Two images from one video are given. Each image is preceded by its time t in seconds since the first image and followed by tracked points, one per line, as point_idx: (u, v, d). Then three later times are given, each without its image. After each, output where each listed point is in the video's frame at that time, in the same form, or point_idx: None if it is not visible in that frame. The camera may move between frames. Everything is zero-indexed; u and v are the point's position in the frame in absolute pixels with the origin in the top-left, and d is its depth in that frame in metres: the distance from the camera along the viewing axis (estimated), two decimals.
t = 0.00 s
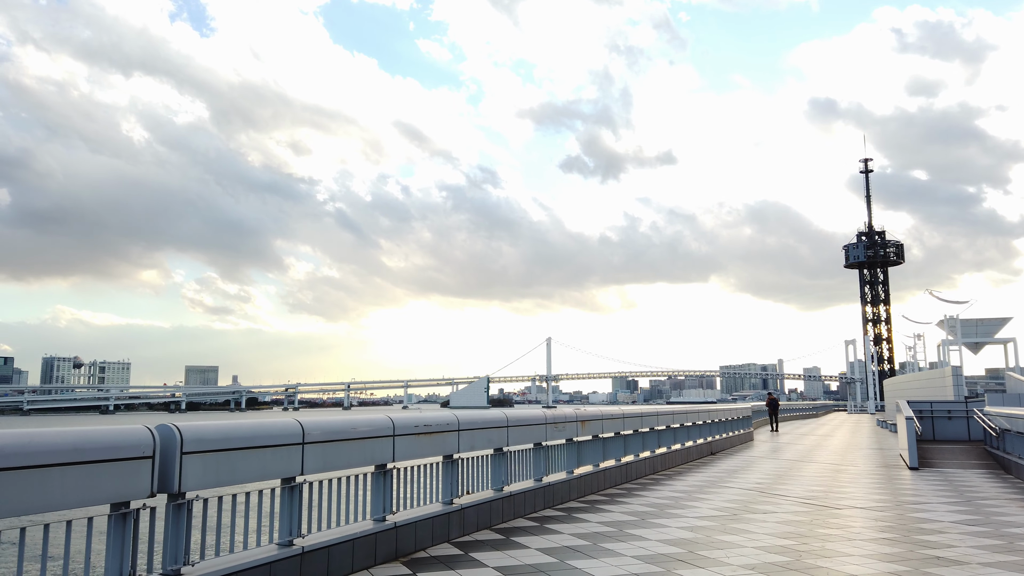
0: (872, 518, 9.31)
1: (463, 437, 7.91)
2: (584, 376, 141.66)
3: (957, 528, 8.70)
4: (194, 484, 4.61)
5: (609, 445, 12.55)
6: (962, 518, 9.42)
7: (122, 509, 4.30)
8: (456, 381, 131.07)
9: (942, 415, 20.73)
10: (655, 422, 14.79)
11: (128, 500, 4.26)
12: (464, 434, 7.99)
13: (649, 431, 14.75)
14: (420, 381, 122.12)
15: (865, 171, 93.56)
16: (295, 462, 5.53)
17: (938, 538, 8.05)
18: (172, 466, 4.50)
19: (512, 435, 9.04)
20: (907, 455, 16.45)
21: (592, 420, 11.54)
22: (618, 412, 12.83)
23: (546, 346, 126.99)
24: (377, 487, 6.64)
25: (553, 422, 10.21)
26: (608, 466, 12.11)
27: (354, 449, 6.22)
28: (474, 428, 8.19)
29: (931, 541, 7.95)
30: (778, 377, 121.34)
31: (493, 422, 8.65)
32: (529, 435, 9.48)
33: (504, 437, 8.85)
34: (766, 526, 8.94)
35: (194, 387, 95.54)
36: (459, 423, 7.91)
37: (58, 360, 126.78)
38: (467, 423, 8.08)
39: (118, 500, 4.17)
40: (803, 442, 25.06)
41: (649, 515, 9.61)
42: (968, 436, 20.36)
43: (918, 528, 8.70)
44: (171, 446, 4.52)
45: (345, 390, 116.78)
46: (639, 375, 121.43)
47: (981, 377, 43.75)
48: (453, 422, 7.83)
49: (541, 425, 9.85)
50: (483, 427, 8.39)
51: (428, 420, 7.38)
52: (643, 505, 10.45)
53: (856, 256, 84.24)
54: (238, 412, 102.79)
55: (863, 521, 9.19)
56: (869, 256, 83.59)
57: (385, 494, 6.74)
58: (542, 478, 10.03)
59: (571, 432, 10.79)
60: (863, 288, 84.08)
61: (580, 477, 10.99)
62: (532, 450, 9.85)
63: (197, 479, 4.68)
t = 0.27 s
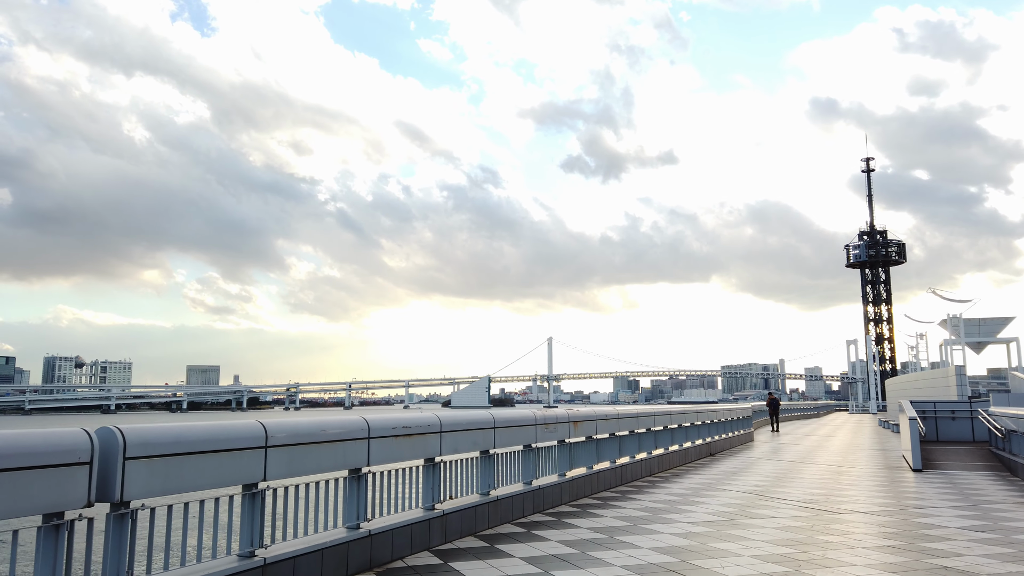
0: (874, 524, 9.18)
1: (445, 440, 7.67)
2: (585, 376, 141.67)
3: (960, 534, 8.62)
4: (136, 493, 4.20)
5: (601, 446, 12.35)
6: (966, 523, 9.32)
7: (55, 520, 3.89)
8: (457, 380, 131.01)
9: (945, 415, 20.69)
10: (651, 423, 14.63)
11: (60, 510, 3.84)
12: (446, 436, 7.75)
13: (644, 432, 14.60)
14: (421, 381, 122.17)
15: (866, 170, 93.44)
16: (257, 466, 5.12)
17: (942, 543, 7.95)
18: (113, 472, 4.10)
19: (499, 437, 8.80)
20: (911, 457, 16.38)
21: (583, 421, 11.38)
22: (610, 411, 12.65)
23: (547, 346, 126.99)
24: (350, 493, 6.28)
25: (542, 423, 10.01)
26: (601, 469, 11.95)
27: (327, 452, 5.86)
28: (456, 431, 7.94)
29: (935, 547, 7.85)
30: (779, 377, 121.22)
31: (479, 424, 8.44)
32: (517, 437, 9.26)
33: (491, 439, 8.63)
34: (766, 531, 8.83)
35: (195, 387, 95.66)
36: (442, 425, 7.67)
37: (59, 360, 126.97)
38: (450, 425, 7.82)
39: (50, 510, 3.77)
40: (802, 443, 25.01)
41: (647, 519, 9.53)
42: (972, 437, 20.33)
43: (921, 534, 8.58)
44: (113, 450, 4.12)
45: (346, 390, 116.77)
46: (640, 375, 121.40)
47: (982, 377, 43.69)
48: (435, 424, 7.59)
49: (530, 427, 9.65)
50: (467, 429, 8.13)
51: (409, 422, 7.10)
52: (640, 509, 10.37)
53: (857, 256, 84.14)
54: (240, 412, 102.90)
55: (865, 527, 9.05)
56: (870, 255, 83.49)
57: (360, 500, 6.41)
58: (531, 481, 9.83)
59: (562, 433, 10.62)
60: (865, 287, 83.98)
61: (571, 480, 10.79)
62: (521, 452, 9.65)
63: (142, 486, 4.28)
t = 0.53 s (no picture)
0: (873, 527, 9.08)
1: (423, 440, 7.25)
2: (586, 376, 141.68)
3: (960, 536, 8.58)
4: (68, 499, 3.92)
5: (594, 446, 12.04)
6: (968, 527, 9.25)
7: None
8: (457, 380, 130.92)
9: (948, 415, 20.66)
10: (646, 423, 14.37)
11: None
12: (426, 436, 7.33)
13: (640, 431, 14.33)
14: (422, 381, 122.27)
15: (868, 169, 93.28)
16: (211, 468, 4.83)
17: (944, 547, 7.89)
18: (43, 473, 3.81)
19: (484, 437, 8.44)
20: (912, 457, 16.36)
21: (575, 420, 11.07)
22: (604, 409, 12.36)
23: (549, 345, 127.02)
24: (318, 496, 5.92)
25: (531, 422, 9.67)
26: (594, 470, 11.67)
27: (291, 454, 5.51)
28: (438, 430, 7.56)
29: (933, 550, 7.73)
30: (781, 377, 121.20)
31: (462, 423, 8.01)
32: (504, 436, 8.91)
33: (475, 439, 8.23)
34: (764, 532, 8.78)
35: (197, 386, 95.84)
36: (420, 424, 7.23)
37: (61, 359, 127.18)
38: (430, 424, 7.43)
39: None
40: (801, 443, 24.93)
41: (645, 518, 9.52)
42: (975, 436, 20.30)
43: (920, 537, 8.50)
44: (41, 452, 3.84)
45: (347, 389, 116.82)
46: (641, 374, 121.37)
47: (984, 377, 43.63)
48: (415, 422, 7.21)
49: (518, 426, 9.30)
50: (449, 428, 7.74)
51: (386, 421, 6.72)
52: (635, 509, 10.32)
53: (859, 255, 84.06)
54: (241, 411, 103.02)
55: (864, 530, 8.97)
56: (872, 255, 83.39)
57: (331, 503, 6.09)
58: (519, 482, 9.51)
59: (552, 433, 10.30)
60: (866, 287, 83.88)
61: (562, 481, 10.49)
62: (507, 453, 9.28)
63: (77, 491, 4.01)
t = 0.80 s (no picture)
0: (876, 531, 8.81)
1: (401, 446, 6.82)
2: (587, 376, 141.60)
3: (966, 540, 8.39)
4: None
5: (586, 450, 11.75)
6: (975, 531, 9.04)
7: None
8: (458, 380, 130.87)
9: (951, 416, 20.60)
10: (643, 425, 14.09)
11: None
12: (406, 441, 6.95)
13: (636, 434, 14.08)
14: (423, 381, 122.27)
15: (869, 169, 93.19)
16: (163, 480, 4.49)
17: (950, 552, 7.69)
18: None
19: (468, 441, 8.07)
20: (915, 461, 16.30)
21: (566, 423, 10.77)
22: (597, 412, 12.09)
23: (550, 345, 126.99)
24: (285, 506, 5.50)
25: (519, 426, 9.34)
26: (587, 474, 11.40)
27: (253, 463, 5.14)
28: (418, 434, 7.15)
29: (939, 554, 7.52)
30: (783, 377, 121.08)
31: (446, 427, 7.68)
32: (490, 440, 8.54)
33: (460, 444, 7.91)
34: (765, 535, 8.60)
35: (198, 387, 95.89)
36: (400, 429, 6.87)
37: (63, 360, 127.28)
38: (410, 429, 7.02)
39: None
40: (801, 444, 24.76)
41: (643, 523, 9.33)
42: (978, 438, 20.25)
43: (925, 542, 8.24)
44: None
45: (348, 390, 116.84)
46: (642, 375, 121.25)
47: (986, 377, 43.54)
48: (392, 427, 6.80)
49: (505, 430, 8.95)
50: (430, 433, 7.35)
51: (361, 426, 6.34)
52: (632, 513, 10.14)
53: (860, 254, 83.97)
54: (242, 412, 103.01)
55: (866, 534, 8.71)
56: (873, 254, 83.27)
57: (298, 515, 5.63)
58: (506, 488, 9.13)
59: (542, 436, 9.97)
60: (868, 286, 83.76)
61: (552, 487, 10.15)
62: (496, 457, 8.98)
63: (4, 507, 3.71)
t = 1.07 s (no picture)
0: (881, 535, 8.69)
1: (384, 445, 6.72)
2: (593, 376, 141.55)
3: (971, 542, 8.33)
4: None
5: (584, 449, 11.69)
6: (979, 533, 8.97)
7: None
8: (464, 380, 130.97)
9: (960, 416, 20.49)
10: (644, 424, 14.03)
11: None
12: (388, 441, 6.82)
13: (637, 433, 14.01)
14: (429, 381, 122.48)
15: (878, 168, 92.76)
16: (116, 481, 4.38)
17: (955, 555, 7.63)
18: None
19: (457, 441, 7.98)
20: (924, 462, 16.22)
21: (563, 422, 10.72)
22: (597, 410, 12.04)
23: (555, 345, 126.96)
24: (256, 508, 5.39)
25: (514, 425, 9.27)
26: (585, 475, 11.34)
27: (219, 462, 5.05)
28: (402, 433, 7.04)
29: (945, 558, 7.49)
30: (790, 378, 120.72)
31: (434, 425, 7.58)
32: (482, 440, 8.46)
33: (449, 444, 7.82)
34: (768, 537, 8.60)
35: (204, 387, 96.26)
36: (382, 428, 6.74)
37: (70, 360, 127.91)
38: (392, 427, 6.91)
39: None
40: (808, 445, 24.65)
41: (644, 524, 9.30)
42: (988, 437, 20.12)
43: (931, 546, 8.12)
44: None
45: (354, 390, 117.07)
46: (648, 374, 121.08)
47: (996, 376, 43.21)
48: (375, 425, 6.69)
49: (498, 429, 8.86)
50: (415, 432, 7.24)
51: (341, 423, 6.22)
52: (633, 514, 10.11)
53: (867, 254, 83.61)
54: (249, 411, 103.36)
55: (871, 537, 8.60)
56: (880, 253, 82.90)
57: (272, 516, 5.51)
58: (499, 488, 9.10)
59: (538, 435, 9.93)
60: (875, 286, 83.40)
61: (548, 487, 10.11)
62: (489, 458, 8.91)
63: None
